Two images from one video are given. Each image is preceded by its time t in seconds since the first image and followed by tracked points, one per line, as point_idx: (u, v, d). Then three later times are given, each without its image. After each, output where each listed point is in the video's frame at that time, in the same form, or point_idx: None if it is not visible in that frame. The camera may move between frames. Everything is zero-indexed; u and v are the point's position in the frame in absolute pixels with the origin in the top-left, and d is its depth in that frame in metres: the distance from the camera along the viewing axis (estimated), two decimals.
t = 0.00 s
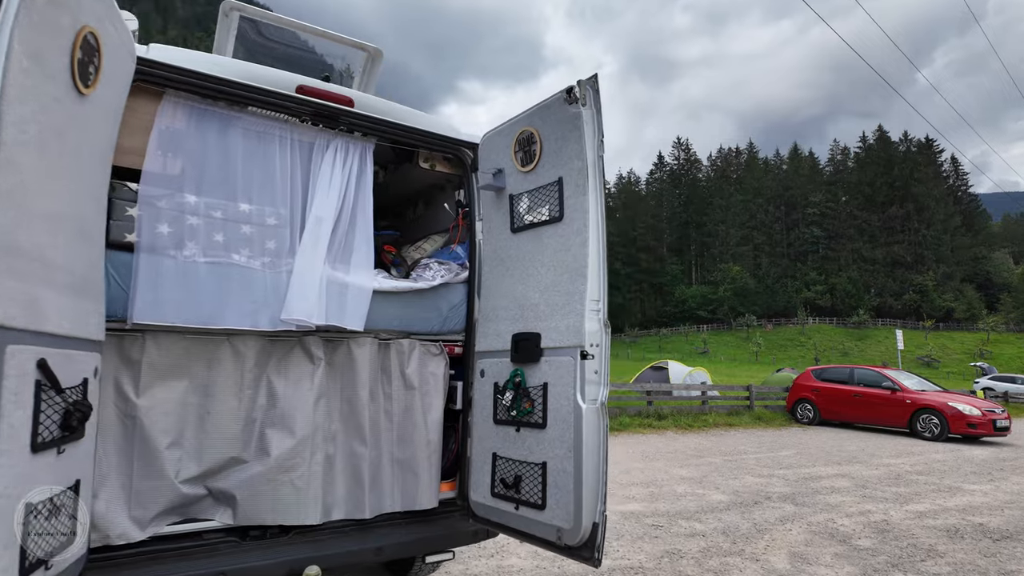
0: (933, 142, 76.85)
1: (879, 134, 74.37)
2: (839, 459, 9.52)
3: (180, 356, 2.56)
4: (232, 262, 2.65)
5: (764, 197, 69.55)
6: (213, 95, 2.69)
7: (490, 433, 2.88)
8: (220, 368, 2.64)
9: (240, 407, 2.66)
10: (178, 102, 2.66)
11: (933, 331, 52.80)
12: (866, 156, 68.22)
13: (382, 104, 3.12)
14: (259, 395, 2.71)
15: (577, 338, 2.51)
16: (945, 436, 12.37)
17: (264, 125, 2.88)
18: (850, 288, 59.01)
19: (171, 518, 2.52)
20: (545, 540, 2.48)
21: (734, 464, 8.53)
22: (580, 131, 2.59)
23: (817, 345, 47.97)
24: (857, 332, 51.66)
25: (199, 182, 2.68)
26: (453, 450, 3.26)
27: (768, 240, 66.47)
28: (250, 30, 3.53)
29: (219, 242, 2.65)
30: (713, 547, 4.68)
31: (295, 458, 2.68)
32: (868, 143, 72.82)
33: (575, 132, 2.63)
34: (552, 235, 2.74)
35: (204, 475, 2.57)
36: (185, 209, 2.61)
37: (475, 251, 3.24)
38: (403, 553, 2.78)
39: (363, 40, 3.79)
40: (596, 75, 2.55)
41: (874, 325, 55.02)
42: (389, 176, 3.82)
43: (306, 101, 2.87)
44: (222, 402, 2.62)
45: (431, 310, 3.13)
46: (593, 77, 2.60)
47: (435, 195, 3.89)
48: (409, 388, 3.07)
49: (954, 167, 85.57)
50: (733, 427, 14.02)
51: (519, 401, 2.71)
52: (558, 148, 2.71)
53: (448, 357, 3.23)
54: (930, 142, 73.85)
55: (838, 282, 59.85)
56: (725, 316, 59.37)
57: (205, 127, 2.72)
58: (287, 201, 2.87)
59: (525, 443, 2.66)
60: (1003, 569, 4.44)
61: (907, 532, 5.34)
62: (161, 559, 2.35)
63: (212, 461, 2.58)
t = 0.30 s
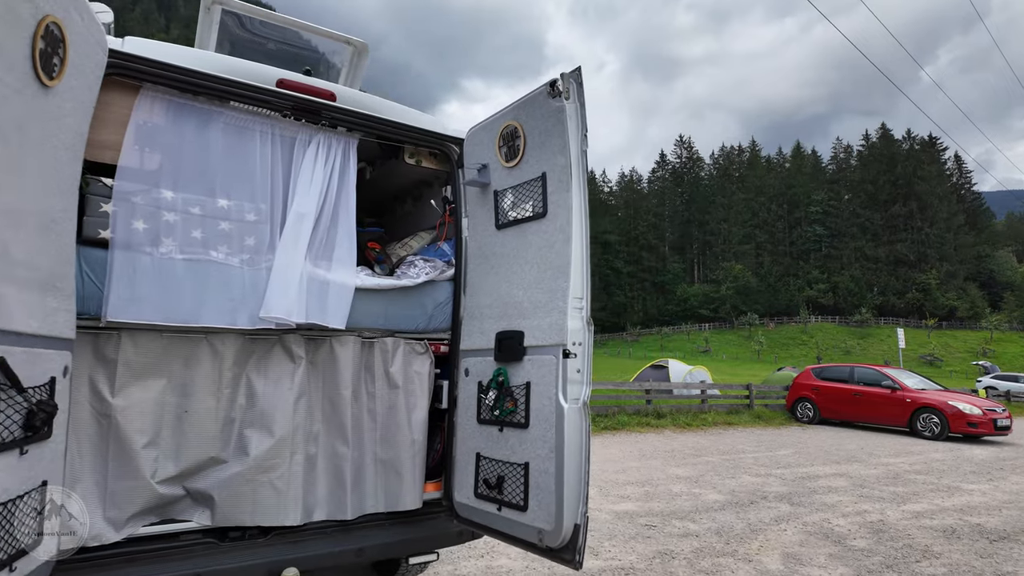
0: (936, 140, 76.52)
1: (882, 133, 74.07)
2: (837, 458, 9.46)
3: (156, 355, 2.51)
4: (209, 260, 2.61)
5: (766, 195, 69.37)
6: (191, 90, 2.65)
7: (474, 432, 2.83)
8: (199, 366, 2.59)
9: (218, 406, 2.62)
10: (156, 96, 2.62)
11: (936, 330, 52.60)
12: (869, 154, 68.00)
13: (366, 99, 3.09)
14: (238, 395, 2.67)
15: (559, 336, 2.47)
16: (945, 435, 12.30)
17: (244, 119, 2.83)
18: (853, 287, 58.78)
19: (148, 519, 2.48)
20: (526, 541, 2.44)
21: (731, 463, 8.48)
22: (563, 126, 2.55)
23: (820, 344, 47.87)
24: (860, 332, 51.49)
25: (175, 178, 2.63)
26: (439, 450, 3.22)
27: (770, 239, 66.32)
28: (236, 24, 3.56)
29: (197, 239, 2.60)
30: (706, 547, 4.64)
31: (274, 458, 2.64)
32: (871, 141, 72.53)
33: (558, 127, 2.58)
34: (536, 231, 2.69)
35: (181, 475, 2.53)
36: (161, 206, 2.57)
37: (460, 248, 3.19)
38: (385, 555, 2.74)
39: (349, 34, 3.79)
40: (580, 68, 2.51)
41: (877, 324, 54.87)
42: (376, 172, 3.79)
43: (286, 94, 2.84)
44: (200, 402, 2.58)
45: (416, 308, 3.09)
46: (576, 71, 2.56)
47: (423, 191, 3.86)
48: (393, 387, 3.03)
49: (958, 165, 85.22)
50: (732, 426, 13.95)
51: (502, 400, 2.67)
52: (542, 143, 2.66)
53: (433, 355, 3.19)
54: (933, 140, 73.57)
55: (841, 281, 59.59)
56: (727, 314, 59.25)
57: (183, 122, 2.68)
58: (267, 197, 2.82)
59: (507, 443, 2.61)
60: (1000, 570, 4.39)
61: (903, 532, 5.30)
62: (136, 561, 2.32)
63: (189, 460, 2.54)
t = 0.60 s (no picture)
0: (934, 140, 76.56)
1: (880, 133, 74.07)
2: (831, 459, 9.45)
3: (131, 357, 2.49)
4: (186, 261, 2.59)
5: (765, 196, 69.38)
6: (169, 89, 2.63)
7: (455, 435, 2.80)
8: (176, 369, 2.57)
9: (195, 409, 2.59)
10: (133, 96, 2.59)
11: (934, 330, 52.64)
12: (866, 154, 68.04)
13: (348, 98, 3.06)
14: (215, 397, 2.64)
15: (538, 338, 2.45)
16: (940, 436, 12.30)
17: (223, 119, 2.81)
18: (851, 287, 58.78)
19: (123, 522, 2.45)
20: (505, 544, 2.42)
21: (725, 464, 8.47)
22: (544, 126, 2.52)
23: (817, 344, 47.95)
24: (858, 332, 51.50)
25: (151, 178, 2.60)
26: (421, 452, 3.20)
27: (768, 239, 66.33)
28: (219, 22, 3.53)
29: (174, 240, 2.58)
30: (694, 549, 4.62)
31: (251, 461, 2.62)
32: (869, 141, 72.57)
33: (538, 127, 2.56)
34: (517, 232, 2.66)
35: (157, 479, 2.50)
36: (137, 207, 2.54)
37: (443, 249, 3.16)
38: (364, 558, 2.72)
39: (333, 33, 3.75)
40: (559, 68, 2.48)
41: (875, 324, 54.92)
42: (360, 172, 3.77)
43: (266, 94, 2.82)
44: (177, 405, 2.55)
45: (398, 309, 3.06)
46: (556, 71, 2.54)
47: (409, 191, 3.83)
48: (375, 389, 3.00)
49: (956, 165, 85.28)
50: (727, 427, 13.94)
51: (482, 403, 2.64)
52: (522, 143, 2.64)
53: (416, 357, 3.16)
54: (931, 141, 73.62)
55: (839, 281, 59.58)
56: (725, 315, 59.26)
57: (160, 121, 2.66)
58: (246, 197, 2.80)
59: (487, 445, 2.58)
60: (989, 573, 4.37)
61: (893, 534, 5.29)
62: (108, 566, 2.29)
63: (165, 464, 2.51)
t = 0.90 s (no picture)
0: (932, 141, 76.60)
1: (877, 134, 74.09)
2: (823, 460, 9.43)
3: (99, 361, 2.45)
4: (156, 264, 2.56)
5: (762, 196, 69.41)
6: (140, 91, 2.60)
7: (429, 440, 2.77)
8: (145, 372, 2.53)
9: (166, 413, 2.56)
10: (103, 97, 2.56)
11: (931, 331, 52.69)
12: (864, 154, 68.08)
13: (323, 99, 3.05)
14: (186, 401, 2.61)
15: (510, 342, 2.42)
16: (934, 437, 12.28)
17: (195, 120, 2.78)
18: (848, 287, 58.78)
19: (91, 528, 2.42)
20: (475, 550, 2.40)
21: (716, 466, 8.46)
22: (516, 128, 2.50)
23: (815, 345, 47.98)
24: (856, 333, 51.54)
25: (121, 181, 2.57)
26: (399, 456, 3.18)
27: (766, 239, 66.35)
28: (196, 23, 3.51)
29: (143, 242, 2.55)
30: (679, 552, 4.60)
31: (222, 465, 2.59)
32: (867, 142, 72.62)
33: (512, 129, 2.54)
34: (491, 235, 2.64)
35: (125, 484, 2.47)
36: (106, 209, 2.51)
37: (421, 251, 3.14)
38: (337, 564, 2.70)
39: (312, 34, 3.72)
40: (532, 70, 2.47)
41: (872, 325, 54.97)
42: (340, 173, 3.74)
43: (240, 95, 2.80)
44: (146, 409, 2.52)
45: (374, 312, 3.04)
46: (529, 73, 2.52)
47: (390, 193, 3.81)
48: (350, 393, 2.97)
49: (953, 166, 85.39)
50: (721, 428, 13.92)
51: (455, 407, 2.61)
52: (496, 145, 2.61)
53: (393, 361, 3.13)
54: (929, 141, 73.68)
55: (837, 282, 59.59)
56: (723, 315, 59.29)
57: (131, 122, 2.62)
58: (218, 199, 2.77)
59: (460, 450, 2.56)
60: None
61: (881, 536, 5.28)
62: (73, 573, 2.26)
63: (134, 469, 2.48)
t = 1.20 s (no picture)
0: (933, 143, 76.46)
1: (878, 135, 73.94)
2: (818, 463, 9.39)
3: (67, 365, 2.40)
4: (127, 268, 2.55)
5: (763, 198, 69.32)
6: (113, 94, 2.60)
7: (403, 444, 2.75)
8: (116, 376, 2.50)
9: (136, 418, 2.52)
10: (73, 100, 2.56)
11: (933, 333, 52.51)
12: (865, 156, 67.94)
13: (299, 102, 3.04)
14: (158, 405, 2.59)
15: (480, 346, 2.40)
16: (931, 440, 12.21)
17: (168, 123, 2.77)
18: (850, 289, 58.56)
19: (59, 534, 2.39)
20: (444, 556, 2.38)
21: (710, 469, 8.43)
22: (487, 130, 2.49)
23: (816, 347, 47.87)
24: (858, 335, 51.39)
25: (90, 184, 2.56)
26: (375, 461, 3.16)
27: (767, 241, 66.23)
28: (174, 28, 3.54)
29: (113, 246, 2.54)
30: (665, 556, 4.58)
31: (192, 470, 2.57)
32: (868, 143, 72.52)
33: (483, 131, 2.52)
34: (463, 238, 2.62)
35: (95, 489, 2.44)
36: (75, 213, 2.50)
37: (398, 255, 3.13)
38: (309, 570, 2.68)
39: (291, 39, 3.77)
40: (503, 73, 2.46)
41: (874, 327, 54.84)
42: (321, 176, 3.74)
43: (213, 98, 2.80)
44: (116, 413, 2.48)
45: (349, 316, 3.03)
46: (501, 75, 2.51)
47: (371, 196, 3.79)
48: (325, 397, 2.96)
49: (955, 167, 85.25)
50: (718, 430, 13.87)
51: (427, 411, 2.59)
52: (468, 147, 2.60)
53: (370, 364, 3.11)
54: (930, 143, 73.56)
55: (839, 283, 59.45)
56: (724, 317, 59.18)
57: (102, 125, 2.61)
58: (191, 203, 2.76)
59: (431, 455, 2.54)
60: None
61: (870, 540, 5.25)
62: None
63: (103, 474, 2.44)
